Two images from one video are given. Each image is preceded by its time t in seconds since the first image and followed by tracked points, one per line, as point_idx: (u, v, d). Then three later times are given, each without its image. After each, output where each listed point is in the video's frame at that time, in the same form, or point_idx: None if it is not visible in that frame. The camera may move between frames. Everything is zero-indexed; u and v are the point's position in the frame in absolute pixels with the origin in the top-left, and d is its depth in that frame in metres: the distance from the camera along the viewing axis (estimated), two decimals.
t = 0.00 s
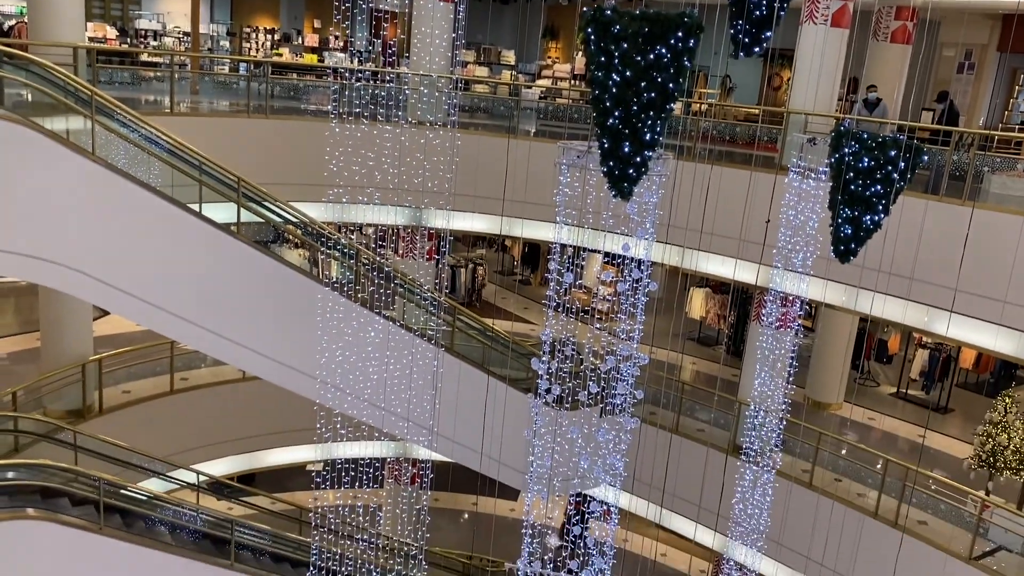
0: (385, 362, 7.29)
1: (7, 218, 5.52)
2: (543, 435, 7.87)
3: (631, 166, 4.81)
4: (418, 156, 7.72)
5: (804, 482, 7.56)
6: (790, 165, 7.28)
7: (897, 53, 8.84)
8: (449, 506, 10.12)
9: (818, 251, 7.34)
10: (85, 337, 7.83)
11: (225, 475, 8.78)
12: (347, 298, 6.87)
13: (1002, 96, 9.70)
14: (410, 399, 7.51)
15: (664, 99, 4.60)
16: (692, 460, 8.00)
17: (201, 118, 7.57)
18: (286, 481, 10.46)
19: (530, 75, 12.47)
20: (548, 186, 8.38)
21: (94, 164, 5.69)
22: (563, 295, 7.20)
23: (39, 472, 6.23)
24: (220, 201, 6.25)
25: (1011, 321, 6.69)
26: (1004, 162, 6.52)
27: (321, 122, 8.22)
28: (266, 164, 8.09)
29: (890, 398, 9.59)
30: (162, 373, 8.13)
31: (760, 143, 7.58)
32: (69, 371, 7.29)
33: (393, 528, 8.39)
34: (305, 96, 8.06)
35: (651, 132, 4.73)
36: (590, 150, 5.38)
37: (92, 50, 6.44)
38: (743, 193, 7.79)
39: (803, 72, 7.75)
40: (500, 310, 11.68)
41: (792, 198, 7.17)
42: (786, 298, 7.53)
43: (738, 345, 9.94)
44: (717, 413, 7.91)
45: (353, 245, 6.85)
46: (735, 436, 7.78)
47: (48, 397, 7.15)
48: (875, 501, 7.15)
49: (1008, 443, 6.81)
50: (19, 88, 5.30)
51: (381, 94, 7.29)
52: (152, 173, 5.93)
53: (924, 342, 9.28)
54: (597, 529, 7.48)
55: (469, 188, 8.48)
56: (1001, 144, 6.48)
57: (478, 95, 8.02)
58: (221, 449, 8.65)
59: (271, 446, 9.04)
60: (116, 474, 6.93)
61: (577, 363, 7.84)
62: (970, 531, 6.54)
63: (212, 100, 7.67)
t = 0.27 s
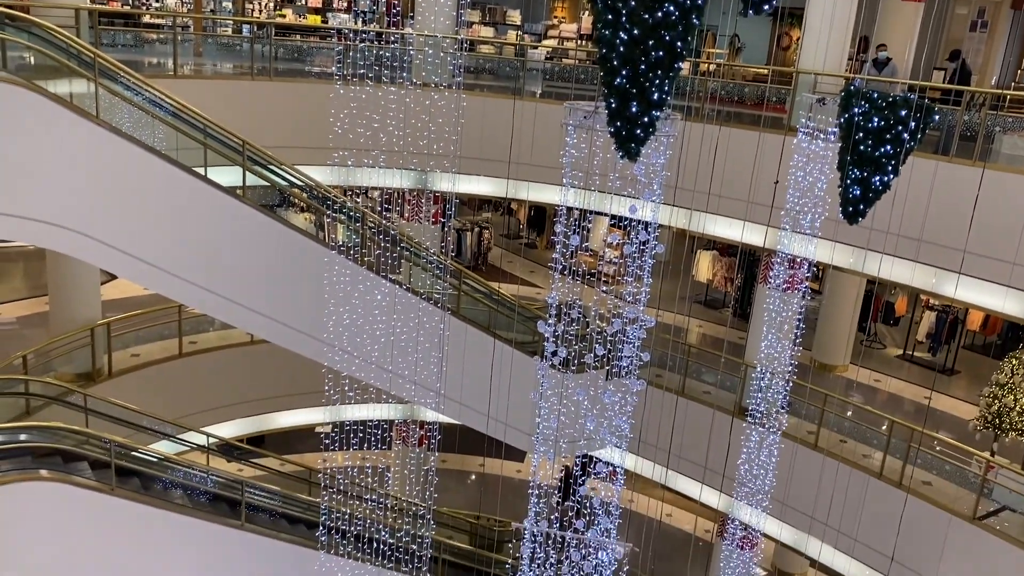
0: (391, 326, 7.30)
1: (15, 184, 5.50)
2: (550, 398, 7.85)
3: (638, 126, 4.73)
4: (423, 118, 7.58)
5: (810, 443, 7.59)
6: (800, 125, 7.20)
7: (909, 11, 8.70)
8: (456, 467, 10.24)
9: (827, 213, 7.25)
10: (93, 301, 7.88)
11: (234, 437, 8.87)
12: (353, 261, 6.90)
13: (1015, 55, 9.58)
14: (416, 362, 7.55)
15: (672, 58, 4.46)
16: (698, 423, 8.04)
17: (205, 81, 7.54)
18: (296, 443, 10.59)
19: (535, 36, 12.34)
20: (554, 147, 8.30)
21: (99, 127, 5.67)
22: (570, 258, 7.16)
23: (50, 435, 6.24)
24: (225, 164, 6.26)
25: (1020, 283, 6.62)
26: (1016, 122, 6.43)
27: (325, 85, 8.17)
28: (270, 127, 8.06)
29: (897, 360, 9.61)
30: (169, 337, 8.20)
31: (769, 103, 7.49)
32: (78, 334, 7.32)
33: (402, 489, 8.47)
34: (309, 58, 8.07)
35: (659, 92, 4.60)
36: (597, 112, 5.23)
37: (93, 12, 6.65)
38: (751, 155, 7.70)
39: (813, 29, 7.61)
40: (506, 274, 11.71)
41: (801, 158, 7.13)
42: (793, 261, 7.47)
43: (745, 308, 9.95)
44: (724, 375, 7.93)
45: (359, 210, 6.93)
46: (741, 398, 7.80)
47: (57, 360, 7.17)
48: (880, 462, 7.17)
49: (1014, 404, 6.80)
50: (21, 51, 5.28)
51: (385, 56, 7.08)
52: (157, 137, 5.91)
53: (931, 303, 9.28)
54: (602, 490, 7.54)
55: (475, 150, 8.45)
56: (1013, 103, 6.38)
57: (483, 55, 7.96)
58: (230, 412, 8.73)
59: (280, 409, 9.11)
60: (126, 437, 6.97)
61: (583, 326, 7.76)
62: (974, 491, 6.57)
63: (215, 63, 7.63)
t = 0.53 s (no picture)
0: (400, 293, 7.25)
1: (22, 152, 5.49)
2: (558, 363, 7.87)
3: (649, 87, 5.12)
4: (429, 83, 7.54)
5: (817, 408, 7.60)
6: (810, 89, 7.15)
7: None
8: (465, 433, 10.35)
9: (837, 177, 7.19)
10: (102, 269, 7.92)
11: (245, 403, 8.96)
12: (361, 228, 6.89)
13: None
14: (426, 327, 7.47)
15: (681, 19, 4.92)
16: (706, 388, 8.07)
17: (211, 47, 7.50)
18: (306, 410, 10.70)
19: None
20: (561, 111, 8.26)
21: (104, 94, 5.64)
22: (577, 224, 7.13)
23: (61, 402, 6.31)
24: (232, 131, 6.25)
25: None
26: None
27: (331, 50, 8.12)
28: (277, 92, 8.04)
29: (905, 325, 9.60)
30: (179, 303, 8.23)
31: (779, 67, 7.40)
32: (88, 302, 7.35)
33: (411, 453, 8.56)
34: (314, 24, 7.96)
35: (668, 53, 5.03)
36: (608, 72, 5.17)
37: None
38: (762, 119, 7.62)
39: None
40: (513, 241, 11.71)
41: (812, 122, 7.03)
42: (802, 226, 7.41)
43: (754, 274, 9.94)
44: (732, 340, 7.93)
45: (365, 176, 6.90)
46: (749, 363, 7.80)
47: (68, 328, 7.21)
48: (888, 426, 7.18)
49: None
50: (26, 17, 5.24)
51: (392, 19, 6.99)
52: (163, 103, 5.89)
53: (941, 268, 9.25)
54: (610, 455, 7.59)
55: (483, 115, 8.41)
56: None
57: (491, 19, 7.90)
58: (240, 378, 8.80)
59: (290, 376, 9.17)
60: (138, 403, 7.04)
61: (591, 292, 7.77)
62: (981, 455, 6.58)
63: (221, 29, 7.59)
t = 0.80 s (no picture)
0: (409, 263, 7.29)
1: (29, 123, 5.47)
2: (567, 332, 7.79)
3: (659, 54, 5.11)
4: (438, 51, 7.52)
5: (827, 377, 7.59)
6: (823, 55, 7.05)
7: None
8: (475, 401, 10.46)
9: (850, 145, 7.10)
10: (112, 240, 7.94)
11: (256, 373, 9.01)
12: (369, 198, 6.88)
13: None
14: (435, 297, 7.54)
15: None
16: (716, 357, 8.07)
17: (219, 16, 7.48)
18: (317, 379, 10.79)
19: None
20: (570, 79, 8.13)
21: (112, 64, 5.61)
22: (587, 194, 7.06)
23: (73, 371, 6.37)
24: (239, 100, 6.22)
25: None
26: None
27: (338, 18, 8.08)
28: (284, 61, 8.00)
29: (916, 295, 9.56)
30: (189, 274, 8.23)
31: (792, 33, 7.35)
32: (99, 272, 7.38)
33: (421, 422, 8.60)
34: None
35: (679, 19, 5.08)
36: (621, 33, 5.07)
37: None
38: (773, 86, 7.53)
39: None
40: (522, 210, 11.71)
41: (824, 89, 6.94)
42: (814, 194, 7.41)
43: (763, 244, 9.91)
44: (742, 310, 7.92)
45: (374, 146, 6.94)
46: (759, 332, 7.78)
47: (80, 298, 7.24)
48: (898, 395, 7.17)
49: None
50: None
51: None
52: (171, 73, 5.86)
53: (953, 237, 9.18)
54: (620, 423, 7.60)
55: (492, 83, 8.37)
56: None
57: None
58: (251, 349, 8.85)
59: (299, 346, 9.22)
60: (149, 372, 7.09)
61: (601, 261, 7.69)
62: (991, 424, 6.58)
63: None
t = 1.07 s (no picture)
0: (419, 236, 7.32)
1: (38, 96, 5.41)
2: (576, 305, 7.82)
3: (669, 24, 4.91)
4: (447, 21, 7.47)
5: (838, 349, 7.58)
6: (837, 24, 6.90)
7: None
8: (485, 374, 10.54)
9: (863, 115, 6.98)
10: (122, 214, 7.97)
11: (268, 346, 9.07)
12: (378, 171, 6.85)
13: None
14: (445, 271, 7.53)
15: None
16: (726, 330, 8.05)
17: None
18: (328, 352, 10.87)
19: None
20: (580, 49, 8.04)
21: (120, 36, 5.57)
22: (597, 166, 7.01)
23: (88, 344, 6.49)
24: (248, 73, 6.19)
25: None
26: None
27: None
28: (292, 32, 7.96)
29: (928, 267, 9.52)
30: (200, 248, 8.24)
31: (805, 2, 7.23)
32: (111, 246, 7.43)
33: (432, 395, 8.62)
34: None
35: None
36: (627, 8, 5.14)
37: None
38: (786, 56, 7.45)
39: None
40: (531, 183, 11.70)
41: (837, 58, 6.85)
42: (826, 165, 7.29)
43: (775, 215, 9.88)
44: (753, 283, 7.90)
45: (383, 118, 7.03)
46: (770, 304, 7.77)
47: (92, 272, 7.30)
48: (909, 367, 7.16)
49: None
50: None
51: None
52: (179, 46, 5.81)
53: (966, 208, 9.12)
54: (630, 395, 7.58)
55: (502, 53, 8.33)
56: None
57: None
58: (263, 322, 8.89)
59: (311, 319, 9.28)
60: (163, 346, 7.16)
61: (611, 234, 7.66)
62: (1002, 395, 6.57)
63: None
